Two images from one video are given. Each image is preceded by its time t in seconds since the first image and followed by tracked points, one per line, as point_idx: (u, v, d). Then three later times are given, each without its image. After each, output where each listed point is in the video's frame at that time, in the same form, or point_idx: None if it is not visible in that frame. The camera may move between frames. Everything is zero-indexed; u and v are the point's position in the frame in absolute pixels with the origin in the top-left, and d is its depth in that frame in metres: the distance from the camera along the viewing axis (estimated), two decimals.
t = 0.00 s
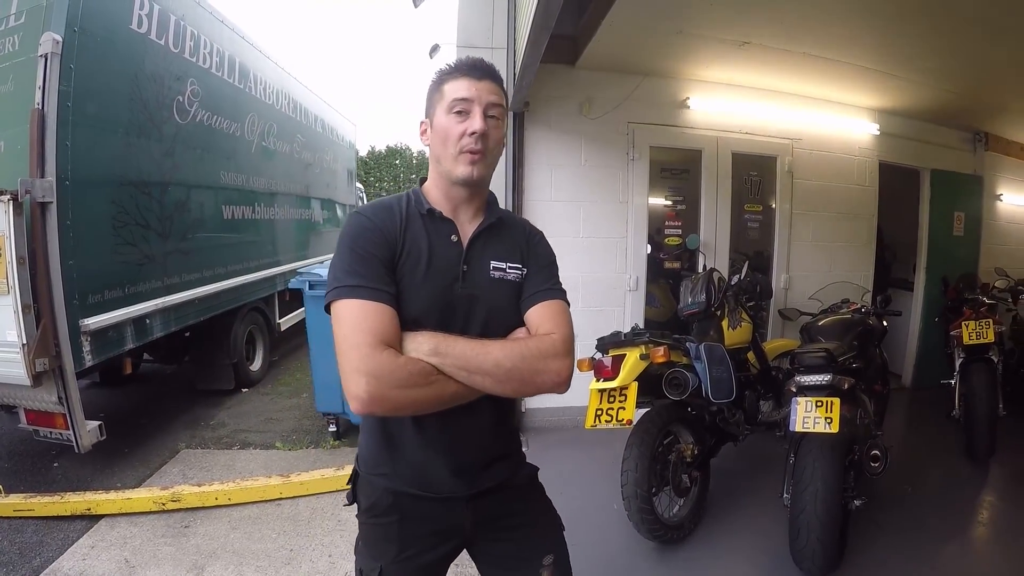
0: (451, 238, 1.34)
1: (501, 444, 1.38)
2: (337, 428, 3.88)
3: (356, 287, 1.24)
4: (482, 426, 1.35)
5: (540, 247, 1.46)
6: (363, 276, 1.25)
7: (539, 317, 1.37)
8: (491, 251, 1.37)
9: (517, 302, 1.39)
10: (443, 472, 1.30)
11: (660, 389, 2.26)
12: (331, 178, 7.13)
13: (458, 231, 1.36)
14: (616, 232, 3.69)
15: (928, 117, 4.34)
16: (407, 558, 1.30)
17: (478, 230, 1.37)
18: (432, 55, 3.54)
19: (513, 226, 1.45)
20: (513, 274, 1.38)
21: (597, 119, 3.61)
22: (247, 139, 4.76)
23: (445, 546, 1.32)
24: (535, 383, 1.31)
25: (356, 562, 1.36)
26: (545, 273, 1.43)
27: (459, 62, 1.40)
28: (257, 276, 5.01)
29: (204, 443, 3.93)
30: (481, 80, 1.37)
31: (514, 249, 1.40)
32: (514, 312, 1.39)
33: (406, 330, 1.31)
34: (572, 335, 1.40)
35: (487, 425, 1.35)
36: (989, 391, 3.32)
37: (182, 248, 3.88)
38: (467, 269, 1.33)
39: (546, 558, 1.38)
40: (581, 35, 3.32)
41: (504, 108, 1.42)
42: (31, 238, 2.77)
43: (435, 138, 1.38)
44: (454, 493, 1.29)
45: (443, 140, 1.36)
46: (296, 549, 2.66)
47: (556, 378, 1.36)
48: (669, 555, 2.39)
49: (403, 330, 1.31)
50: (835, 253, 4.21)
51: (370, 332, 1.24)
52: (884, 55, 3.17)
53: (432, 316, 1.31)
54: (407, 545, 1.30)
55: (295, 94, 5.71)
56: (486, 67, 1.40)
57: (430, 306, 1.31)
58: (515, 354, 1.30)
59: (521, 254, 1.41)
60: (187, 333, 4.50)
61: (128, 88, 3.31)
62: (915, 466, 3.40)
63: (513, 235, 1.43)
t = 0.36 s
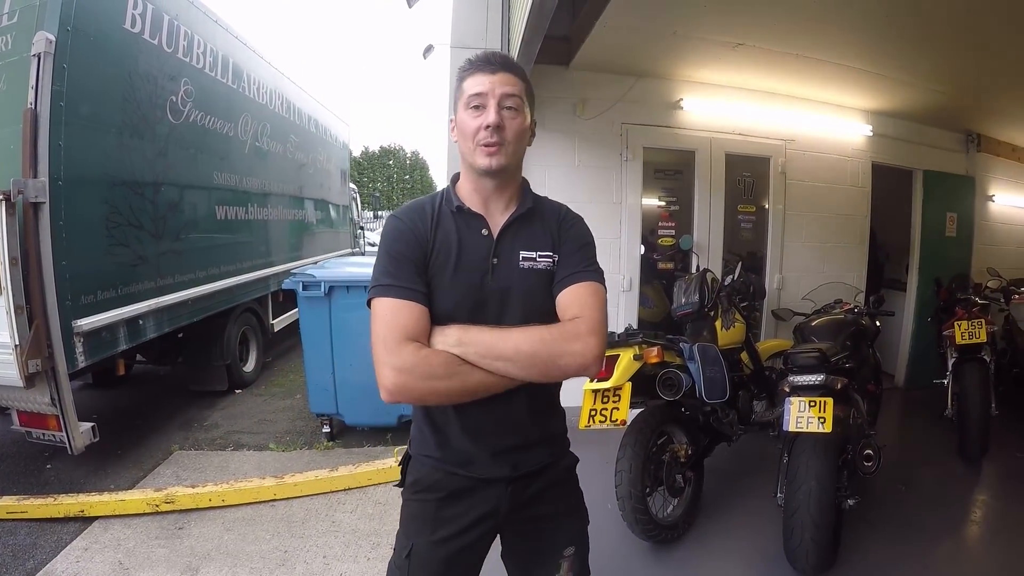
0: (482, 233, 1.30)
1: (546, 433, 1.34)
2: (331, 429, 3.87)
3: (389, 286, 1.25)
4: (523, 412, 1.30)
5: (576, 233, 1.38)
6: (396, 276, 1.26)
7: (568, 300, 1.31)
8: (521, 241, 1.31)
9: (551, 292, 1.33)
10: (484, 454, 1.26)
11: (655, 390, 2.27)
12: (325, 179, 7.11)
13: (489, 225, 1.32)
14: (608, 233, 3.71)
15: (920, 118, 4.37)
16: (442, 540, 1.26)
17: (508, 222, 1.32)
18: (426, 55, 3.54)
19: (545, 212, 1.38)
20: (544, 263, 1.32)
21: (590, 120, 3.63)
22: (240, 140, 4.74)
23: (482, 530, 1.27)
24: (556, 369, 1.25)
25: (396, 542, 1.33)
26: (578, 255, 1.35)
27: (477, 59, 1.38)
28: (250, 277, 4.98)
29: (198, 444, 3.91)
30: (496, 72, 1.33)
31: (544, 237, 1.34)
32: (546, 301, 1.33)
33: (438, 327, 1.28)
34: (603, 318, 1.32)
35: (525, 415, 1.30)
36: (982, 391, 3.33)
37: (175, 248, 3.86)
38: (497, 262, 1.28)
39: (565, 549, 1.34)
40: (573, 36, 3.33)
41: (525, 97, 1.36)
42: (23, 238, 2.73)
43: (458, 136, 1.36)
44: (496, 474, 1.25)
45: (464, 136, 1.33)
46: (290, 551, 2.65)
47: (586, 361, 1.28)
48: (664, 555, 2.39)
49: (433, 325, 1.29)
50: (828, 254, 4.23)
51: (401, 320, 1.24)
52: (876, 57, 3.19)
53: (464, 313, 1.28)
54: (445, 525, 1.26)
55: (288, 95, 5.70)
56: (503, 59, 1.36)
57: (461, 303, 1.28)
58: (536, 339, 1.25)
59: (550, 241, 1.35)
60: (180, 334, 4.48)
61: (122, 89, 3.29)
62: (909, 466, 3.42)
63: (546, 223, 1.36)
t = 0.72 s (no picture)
0: (488, 230, 1.26)
1: (547, 434, 1.31)
2: (326, 430, 3.87)
3: (381, 278, 1.20)
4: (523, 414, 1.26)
5: (592, 242, 1.33)
6: (392, 269, 1.21)
7: (625, 302, 1.27)
8: (529, 242, 1.27)
9: (559, 295, 1.27)
10: (487, 453, 1.24)
11: (650, 394, 2.29)
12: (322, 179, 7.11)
13: (495, 223, 1.28)
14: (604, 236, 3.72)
15: (915, 124, 4.39)
16: (446, 540, 1.26)
17: (516, 223, 1.28)
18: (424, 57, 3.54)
19: (556, 216, 1.34)
20: (551, 266, 1.26)
21: (587, 123, 3.64)
22: (237, 139, 4.74)
23: (484, 530, 1.27)
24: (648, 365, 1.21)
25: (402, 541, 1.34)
26: (604, 270, 1.32)
27: (508, 58, 1.33)
28: (245, 277, 4.97)
29: (193, 445, 3.90)
30: (525, 76, 1.29)
31: (554, 240, 1.29)
32: (554, 301, 1.26)
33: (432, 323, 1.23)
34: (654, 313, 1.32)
35: (529, 412, 1.26)
36: (975, 395, 3.35)
37: (171, 247, 3.85)
38: (502, 260, 1.24)
39: (557, 546, 1.34)
40: (571, 39, 3.33)
41: (551, 104, 1.32)
42: (20, 237, 2.72)
43: (477, 134, 1.33)
44: (499, 475, 1.24)
45: (482, 134, 1.30)
46: (285, 552, 2.65)
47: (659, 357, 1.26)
48: (659, 558, 2.39)
49: (428, 324, 1.24)
50: (823, 258, 4.25)
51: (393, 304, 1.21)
52: (872, 62, 3.21)
53: (462, 310, 1.22)
54: (448, 525, 1.26)
55: (286, 95, 5.70)
56: (534, 63, 1.32)
57: (459, 300, 1.21)
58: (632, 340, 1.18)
59: (563, 246, 1.29)
60: (176, 333, 4.46)
61: (119, 87, 3.29)
62: (903, 470, 3.43)
63: (558, 226, 1.32)
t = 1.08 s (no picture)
0: (490, 225, 1.25)
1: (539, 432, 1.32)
2: (329, 426, 3.88)
3: (385, 279, 1.13)
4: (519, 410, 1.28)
5: (582, 237, 1.39)
6: (396, 268, 1.14)
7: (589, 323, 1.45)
8: (531, 239, 1.28)
9: (559, 291, 1.30)
10: (484, 453, 1.24)
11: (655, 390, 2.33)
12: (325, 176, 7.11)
13: (497, 218, 1.27)
14: (607, 233, 3.71)
15: (920, 121, 4.37)
16: (443, 540, 1.25)
17: (518, 219, 1.29)
18: (427, 53, 3.54)
19: (554, 213, 1.36)
20: (553, 264, 1.29)
21: (590, 119, 3.63)
22: (240, 136, 4.73)
23: (480, 530, 1.27)
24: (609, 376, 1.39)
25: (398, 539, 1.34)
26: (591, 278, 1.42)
27: (483, 48, 1.32)
28: (248, 274, 4.97)
29: (196, 441, 3.91)
30: (502, 65, 1.28)
31: (553, 238, 1.32)
32: (553, 298, 1.28)
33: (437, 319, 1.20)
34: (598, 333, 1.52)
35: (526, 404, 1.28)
36: (979, 394, 3.34)
37: (173, 244, 3.85)
38: (506, 256, 1.24)
39: (551, 545, 1.38)
40: (575, 36, 3.32)
41: (533, 89, 1.31)
42: (22, 234, 2.72)
43: (463, 130, 1.32)
44: (497, 474, 1.25)
45: (468, 130, 1.29)
46: (287, 548, 2.65)
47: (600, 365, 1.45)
48: (661, 555, 2.39)
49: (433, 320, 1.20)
50: (826, 256, 4.24)
51: (408, 295, 1.14)
52: (877, 59, 3.19)
53: (470, 306, 1.20)
54: (445, 525, 1.26)
55: (288, 92, 5.70)
56: (508, 49, 1.30)
57: (466, 295, 1.20)
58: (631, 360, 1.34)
59: (560, 243, 1.32)
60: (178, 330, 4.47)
61: (122, 84, 3.29)
62: (906, 467, 3.42)
63: (555, 223, 1.35)
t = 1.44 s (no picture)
0: (483, 225, 1.25)
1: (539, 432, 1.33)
2: (328, 427, 3.87)
3: (378, 286, 1.13)
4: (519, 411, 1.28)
5: (573, 232, 1.40)
6: (388, 274, 1.14)
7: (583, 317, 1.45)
8: (524, 238, 1.28)
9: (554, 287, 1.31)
10: (487, 456, 1.24)
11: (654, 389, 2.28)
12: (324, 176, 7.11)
13: (491, 218, 1.28)
14: (607, 233, 3.71)
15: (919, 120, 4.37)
16: (445, 544, 1.25)
17: (511, 218, 1.29)
18: (427, 52, 3.53)
19: (545, 210, 1.37)
20: (548, 261, 1.30)
21: (589, 119, 3.63)
22: (239, 136, 4.73)
23: (482, 533, 1.26)
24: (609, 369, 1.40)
25: (397, 546, 1.33)
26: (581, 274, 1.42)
27: (456, 50, 1.32)
28: (247, 274, 4.97)
29: (195, 442, 3.91)
30: (476, 65, 1.28)
31: (546, 235, 1.32)
32: (549, 296, 1.29)
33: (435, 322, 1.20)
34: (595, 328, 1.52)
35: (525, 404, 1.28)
36: (978, 393, 3.34)
37: (172, 245, 3.85)
38: (502, 256, 1.24)
39: (551, 544, 1.38)
40: (574, 36, 3.33)
41: (510, 87, 1.32)
42: (21, 234, 2.72)
43: (445, 135, 1.33)
44: (499, 476, 1.25)
45: (450, 135, 1.30)
46: (287, 549, 2.65)
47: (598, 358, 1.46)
48: (661, 555, 2.39)
49: (431, 323, 1.20)
50: (826, 255, 4.24)
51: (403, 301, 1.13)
52: (876, 59, 3.19)
53: (469, 307, 1.20)
54: (447, 529, 1.25)
55: (287, 92, 5.69)
56: (482, 49, 1.31)
57: (465, 297, 1.19)
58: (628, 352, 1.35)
59: (551, 240, 1.33)
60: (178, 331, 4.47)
61: (120, 85, 3.28)
62: (905, 467, 3.43)
63: (547, 220, 1.35)
